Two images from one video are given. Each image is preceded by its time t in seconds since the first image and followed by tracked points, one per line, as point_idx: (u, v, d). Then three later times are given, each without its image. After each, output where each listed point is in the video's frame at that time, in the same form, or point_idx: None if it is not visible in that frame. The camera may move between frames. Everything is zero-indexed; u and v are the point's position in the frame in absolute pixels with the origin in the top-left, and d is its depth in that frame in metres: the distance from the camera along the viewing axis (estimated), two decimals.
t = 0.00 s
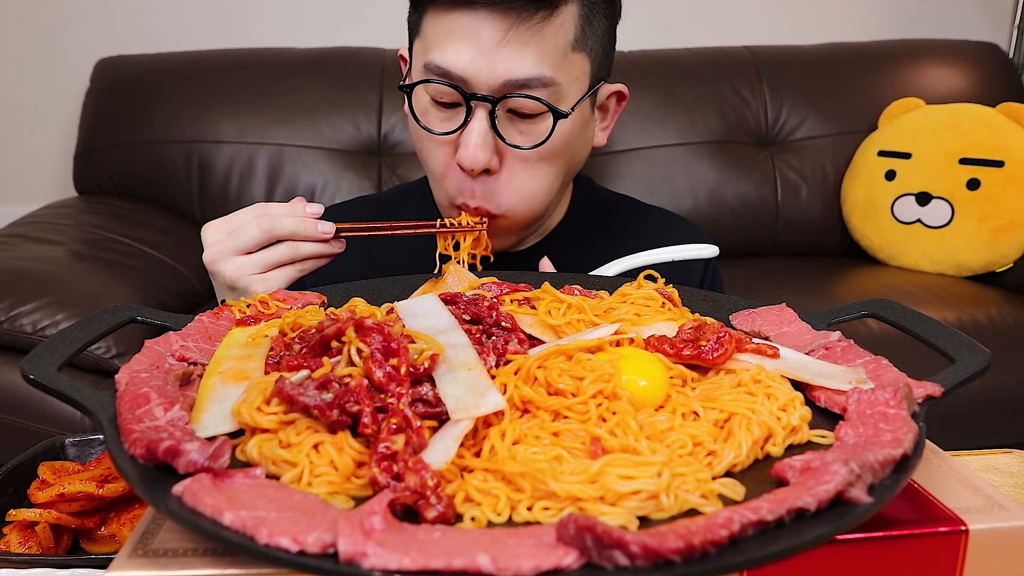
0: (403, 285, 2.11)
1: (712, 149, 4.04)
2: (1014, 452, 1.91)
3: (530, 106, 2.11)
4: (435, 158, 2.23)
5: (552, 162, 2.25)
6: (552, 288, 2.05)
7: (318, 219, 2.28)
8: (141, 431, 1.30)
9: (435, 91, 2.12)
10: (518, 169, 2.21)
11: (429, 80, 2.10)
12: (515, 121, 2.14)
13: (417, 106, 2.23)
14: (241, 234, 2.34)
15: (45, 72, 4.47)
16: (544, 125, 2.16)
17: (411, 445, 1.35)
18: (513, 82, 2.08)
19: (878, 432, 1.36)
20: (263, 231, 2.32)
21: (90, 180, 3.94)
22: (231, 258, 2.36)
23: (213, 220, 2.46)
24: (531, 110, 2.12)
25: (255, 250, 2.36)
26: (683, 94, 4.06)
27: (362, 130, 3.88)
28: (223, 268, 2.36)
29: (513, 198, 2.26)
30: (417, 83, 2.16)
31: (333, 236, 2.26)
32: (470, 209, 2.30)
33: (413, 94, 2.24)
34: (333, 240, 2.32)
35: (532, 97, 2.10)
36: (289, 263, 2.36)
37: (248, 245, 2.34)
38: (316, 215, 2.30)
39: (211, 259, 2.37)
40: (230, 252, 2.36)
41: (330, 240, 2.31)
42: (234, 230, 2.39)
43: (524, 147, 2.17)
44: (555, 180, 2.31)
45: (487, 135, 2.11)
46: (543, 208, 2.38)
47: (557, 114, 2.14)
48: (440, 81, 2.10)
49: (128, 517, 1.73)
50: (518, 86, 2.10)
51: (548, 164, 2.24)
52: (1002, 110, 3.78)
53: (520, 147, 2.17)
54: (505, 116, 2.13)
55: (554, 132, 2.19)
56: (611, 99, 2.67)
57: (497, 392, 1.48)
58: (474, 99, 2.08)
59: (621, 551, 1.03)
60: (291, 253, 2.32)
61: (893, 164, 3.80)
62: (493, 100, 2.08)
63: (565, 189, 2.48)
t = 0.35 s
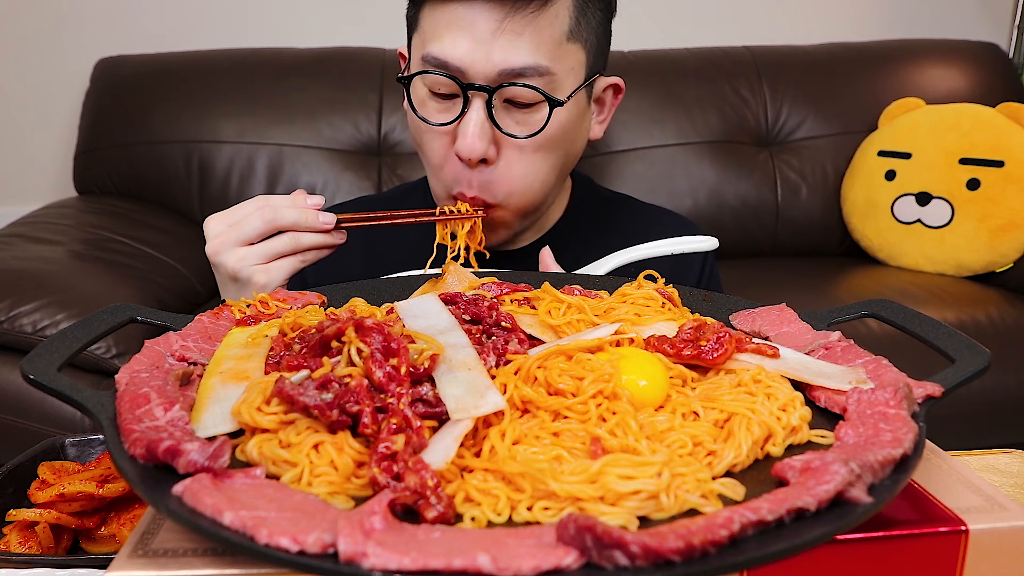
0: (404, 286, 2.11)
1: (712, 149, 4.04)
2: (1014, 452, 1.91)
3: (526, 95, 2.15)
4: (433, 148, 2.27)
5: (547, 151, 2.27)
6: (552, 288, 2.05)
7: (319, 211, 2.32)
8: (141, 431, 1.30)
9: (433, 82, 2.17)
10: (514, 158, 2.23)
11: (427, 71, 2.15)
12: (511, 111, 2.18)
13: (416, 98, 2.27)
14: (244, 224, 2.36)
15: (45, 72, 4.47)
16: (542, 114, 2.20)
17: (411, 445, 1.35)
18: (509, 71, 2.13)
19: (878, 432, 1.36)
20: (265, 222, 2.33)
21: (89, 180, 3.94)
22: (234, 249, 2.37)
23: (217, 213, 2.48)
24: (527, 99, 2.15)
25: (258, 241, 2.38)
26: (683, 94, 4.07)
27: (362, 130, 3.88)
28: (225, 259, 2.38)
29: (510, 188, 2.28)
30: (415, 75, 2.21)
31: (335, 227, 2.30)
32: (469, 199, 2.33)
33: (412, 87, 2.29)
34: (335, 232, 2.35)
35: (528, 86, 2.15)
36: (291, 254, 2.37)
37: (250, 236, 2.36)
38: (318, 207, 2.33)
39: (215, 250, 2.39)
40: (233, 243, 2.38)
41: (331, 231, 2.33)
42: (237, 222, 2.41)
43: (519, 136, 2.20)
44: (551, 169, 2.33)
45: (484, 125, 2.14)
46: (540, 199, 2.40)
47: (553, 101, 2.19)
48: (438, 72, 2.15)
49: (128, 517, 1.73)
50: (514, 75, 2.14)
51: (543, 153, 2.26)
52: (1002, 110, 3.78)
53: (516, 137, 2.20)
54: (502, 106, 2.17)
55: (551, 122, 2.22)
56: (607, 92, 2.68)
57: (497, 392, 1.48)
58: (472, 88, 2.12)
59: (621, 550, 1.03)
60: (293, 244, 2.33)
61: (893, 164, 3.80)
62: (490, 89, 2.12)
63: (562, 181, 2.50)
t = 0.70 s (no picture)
0: (404, 285, 2.11)
1: (712, 149, 4.04)
2: (1014, 452, 1.91)
3: (522, 80, 2.22)
4: (430, 135, 2.31)
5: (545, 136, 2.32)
6: (552, 288, 2.05)
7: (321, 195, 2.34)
8: (141, 431, 1.30)
9: (430, 73, 2.24)
10: (514, 142, 2.28)
11: (424, 62, 2.23)
12: (508, 97, 2.24)
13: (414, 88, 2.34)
14: (246, 207, 2.41)
15: (45, 72, 4.47)
16: (538, 100, 2.27)
17: (411, 445, 1.35)
18: (504, 58, 2.21)
19: (878, 432, 1.36)
20: (267, 204, 2.37)
21: (89, 180, 3.94)
22: (236, 231, 2.42)
23: (220, 197, 2.53)
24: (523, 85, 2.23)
25: (259, 223, 2.42)
26: (683, 94, 4.07)
27: (362, 130, 3.88)
28: (228, 240, 2.42)
29: (511, 172, 2.33)
30: (411, 66, 2.29)
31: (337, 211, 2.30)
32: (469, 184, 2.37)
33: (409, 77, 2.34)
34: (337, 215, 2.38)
35: (524, 71, 2.22)
36: (292, 236, 2.41)
37: (253, 218, 2.41)
38: (321, 191, 2.32)
39: (217, 232, 2.44)
40: (235, 225, 2.43)
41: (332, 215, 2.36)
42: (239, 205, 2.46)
43: (516, 121, 2.26)
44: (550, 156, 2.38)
45: (482, 111, 2.20)
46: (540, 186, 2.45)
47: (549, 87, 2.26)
48: (435, 62, 2.23)
49: (128, 517, 1.73)
50: (509, 62, 2.22)
51: (542, 138, 2.32)
52: (1002, 110, 3.78)
53: (512, 122, 2.26)
54: (499, 93, 2.23)
55: (546, 106, 2.28)
56: (602, 81, 2.69)
57: (497, 392, 1.48)
58: (468, 77, 2.19)
59: (621, 550, 1.03)
60: (294, 226, 2.38)
61: (893, 164, 3.80)
62: (486, 77, 2.19)
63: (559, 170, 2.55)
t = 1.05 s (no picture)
0: (404, 285, 2.11)
1: (712, 149, 4.04)
2: (1014, 452, 1.91)
3: (530, 70, 2.23)
4: (436, 120, 2.36)
5: (551, 129, 2.36)
6: (552, 288, 2.05)
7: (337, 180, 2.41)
8: (141, 431, 1.30)
9: (439, 58, 2.26)
10: (518, 134, 2.32)
11: (433, 46, 2.25)
12: (514, 87, 2.26)
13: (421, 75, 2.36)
14: (266, 194, 2.41)
15: (45, 72, 4.47)
16: (548, 89, 2.28)
17: (411, 445, 1.35)
18: (513, 46, 2.21)
19: (878, 432, 1.36)
20: (288, 190, 2.39)
21: (89, 180, 3.94)
22: (256, 219, 2.41)
23: (233, 189, 2.52)
24: (531, 74, 2.24)
25: (279, 210, 2.42)
26: (683, 94, 4.07)
27: (362, 130, 3.87)
28: (248, 227, 2.40)
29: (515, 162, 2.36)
30: (421, 51, 2.31)
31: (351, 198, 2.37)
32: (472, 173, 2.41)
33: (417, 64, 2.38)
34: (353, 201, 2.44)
35: (533, 60, 2.23)
36: (312, 222, 2.42)
37: (272, 205, 2.41)
38: (336, 177, 2.38)
39: (236, 220, 2.42)
40: (254, 212, 2.42)
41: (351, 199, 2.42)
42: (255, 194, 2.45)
43: (524, 111, 2.28)
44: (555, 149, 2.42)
45: (489, 99, 2.22)
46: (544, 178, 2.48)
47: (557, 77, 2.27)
48: (444, 48, 2.24)
49: (128, 517, 1.73)
50: (518, 50, 2.23)
51: (548, 130, 2.35)
52: (1003, 110, 3.78)
53: (519, 112, 2.28)
54: (506, 83, 2.25)
55: (553, 98, 2.31)
56: (604, 83, 2.69)
57: (497, 392, 1.48)
58: (477, 63, 2.20)
59: (621, 551, 1.03)
60: (315, 211, 2.39)
61: (893, 164, 3.80)
62: (495, 64, 2.20)
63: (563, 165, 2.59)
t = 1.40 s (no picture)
0: (404, 286, 2.11)
1: (712, 149, 4.04)
2: (1014, 452, 1.91)
3: (519, 88, 2.20)
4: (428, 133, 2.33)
5: (544, 142, 2.32)
6: (552, 288, 2.05)
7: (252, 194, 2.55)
8: (141, 431, 1.30)
9: (432, 72, 2.22)
10: (509, 147, 2.29)
11: (426, 61, 2.21)
12: (505, 103, 2.23)
13: (416, 84, 2.33)
14: (169, 219, 2.53)
15: (45, 72, 4.47)
16: (535, 107, 2.26)
17: (411, 445, 1.35)
18: (503, 64, 2.18)
19: (878, 432, 1.36)
20: (201, 212, 2.52)
21: (89, 180, 3.95)
22: (168, 244, 2.54)
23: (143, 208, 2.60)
24: (520, 92, 2.21)
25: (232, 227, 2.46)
26: (682, 94, 4.07)
27: (362, 130, 3.87)
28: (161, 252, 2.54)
29: (507, 175, 2.33)
30: (414, 63, 2.26)
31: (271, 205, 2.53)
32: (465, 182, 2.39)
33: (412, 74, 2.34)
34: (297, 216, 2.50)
35: (521, 79, 2.20)
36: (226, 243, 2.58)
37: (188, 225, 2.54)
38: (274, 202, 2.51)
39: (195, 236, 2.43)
40: (172, 233, 2.54)
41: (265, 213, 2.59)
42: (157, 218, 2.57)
43: (513, 126, 2.25)
44: (548, 162, 2.38)
45: (479, 115, 2.19)
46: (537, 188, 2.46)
47: (544, 96, 2.24)
48: (436, 63, 2.20)
49: (128, 517, 1.73)
50: (508, 68, 2.19)
51: (539, 144, 2.32)
52: (1003, 110, 3.77)
53: (509, 128, 2.25)
54: (496, 98, 2.22)
55: (544, 113, 2.27)
56: (605, 88, 2.68)
57: (497, 392, 1.48)
58: (467, 80, 2.18)
59: (621, 551, 1.03)
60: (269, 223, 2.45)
61: (893, 164, 3.80)
62: (484, 81, 2.17)
63: (558, 175, 2.56)
